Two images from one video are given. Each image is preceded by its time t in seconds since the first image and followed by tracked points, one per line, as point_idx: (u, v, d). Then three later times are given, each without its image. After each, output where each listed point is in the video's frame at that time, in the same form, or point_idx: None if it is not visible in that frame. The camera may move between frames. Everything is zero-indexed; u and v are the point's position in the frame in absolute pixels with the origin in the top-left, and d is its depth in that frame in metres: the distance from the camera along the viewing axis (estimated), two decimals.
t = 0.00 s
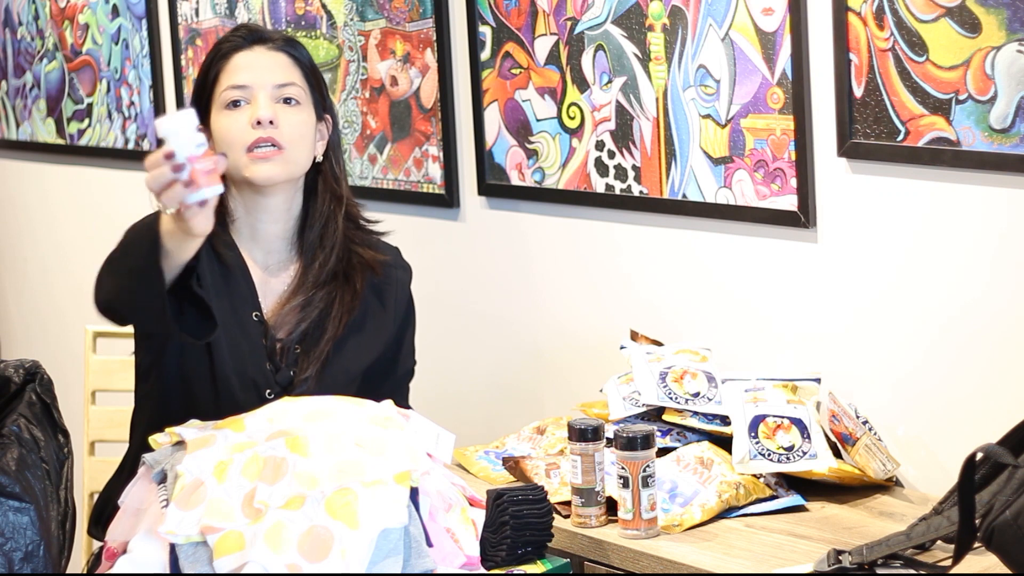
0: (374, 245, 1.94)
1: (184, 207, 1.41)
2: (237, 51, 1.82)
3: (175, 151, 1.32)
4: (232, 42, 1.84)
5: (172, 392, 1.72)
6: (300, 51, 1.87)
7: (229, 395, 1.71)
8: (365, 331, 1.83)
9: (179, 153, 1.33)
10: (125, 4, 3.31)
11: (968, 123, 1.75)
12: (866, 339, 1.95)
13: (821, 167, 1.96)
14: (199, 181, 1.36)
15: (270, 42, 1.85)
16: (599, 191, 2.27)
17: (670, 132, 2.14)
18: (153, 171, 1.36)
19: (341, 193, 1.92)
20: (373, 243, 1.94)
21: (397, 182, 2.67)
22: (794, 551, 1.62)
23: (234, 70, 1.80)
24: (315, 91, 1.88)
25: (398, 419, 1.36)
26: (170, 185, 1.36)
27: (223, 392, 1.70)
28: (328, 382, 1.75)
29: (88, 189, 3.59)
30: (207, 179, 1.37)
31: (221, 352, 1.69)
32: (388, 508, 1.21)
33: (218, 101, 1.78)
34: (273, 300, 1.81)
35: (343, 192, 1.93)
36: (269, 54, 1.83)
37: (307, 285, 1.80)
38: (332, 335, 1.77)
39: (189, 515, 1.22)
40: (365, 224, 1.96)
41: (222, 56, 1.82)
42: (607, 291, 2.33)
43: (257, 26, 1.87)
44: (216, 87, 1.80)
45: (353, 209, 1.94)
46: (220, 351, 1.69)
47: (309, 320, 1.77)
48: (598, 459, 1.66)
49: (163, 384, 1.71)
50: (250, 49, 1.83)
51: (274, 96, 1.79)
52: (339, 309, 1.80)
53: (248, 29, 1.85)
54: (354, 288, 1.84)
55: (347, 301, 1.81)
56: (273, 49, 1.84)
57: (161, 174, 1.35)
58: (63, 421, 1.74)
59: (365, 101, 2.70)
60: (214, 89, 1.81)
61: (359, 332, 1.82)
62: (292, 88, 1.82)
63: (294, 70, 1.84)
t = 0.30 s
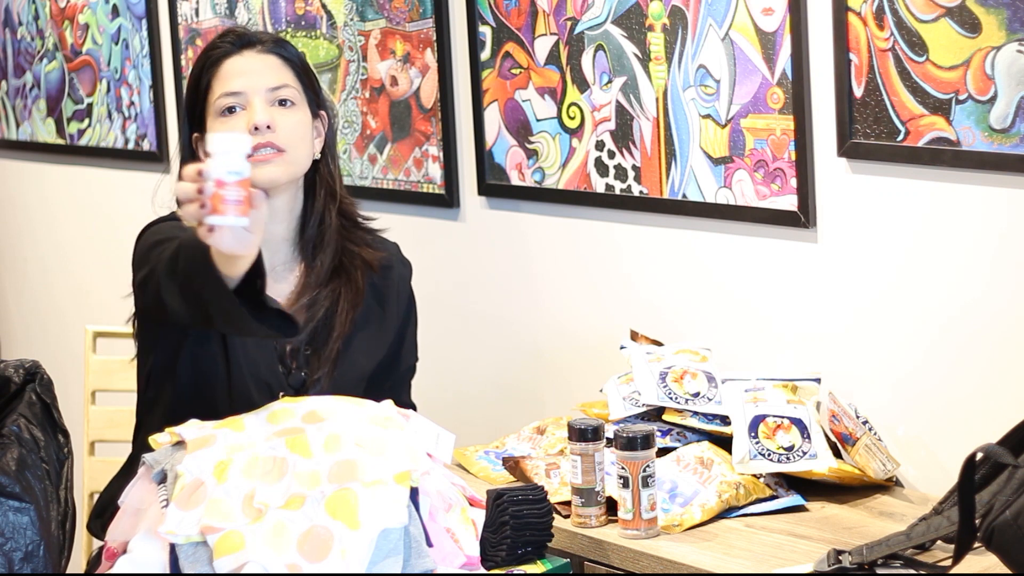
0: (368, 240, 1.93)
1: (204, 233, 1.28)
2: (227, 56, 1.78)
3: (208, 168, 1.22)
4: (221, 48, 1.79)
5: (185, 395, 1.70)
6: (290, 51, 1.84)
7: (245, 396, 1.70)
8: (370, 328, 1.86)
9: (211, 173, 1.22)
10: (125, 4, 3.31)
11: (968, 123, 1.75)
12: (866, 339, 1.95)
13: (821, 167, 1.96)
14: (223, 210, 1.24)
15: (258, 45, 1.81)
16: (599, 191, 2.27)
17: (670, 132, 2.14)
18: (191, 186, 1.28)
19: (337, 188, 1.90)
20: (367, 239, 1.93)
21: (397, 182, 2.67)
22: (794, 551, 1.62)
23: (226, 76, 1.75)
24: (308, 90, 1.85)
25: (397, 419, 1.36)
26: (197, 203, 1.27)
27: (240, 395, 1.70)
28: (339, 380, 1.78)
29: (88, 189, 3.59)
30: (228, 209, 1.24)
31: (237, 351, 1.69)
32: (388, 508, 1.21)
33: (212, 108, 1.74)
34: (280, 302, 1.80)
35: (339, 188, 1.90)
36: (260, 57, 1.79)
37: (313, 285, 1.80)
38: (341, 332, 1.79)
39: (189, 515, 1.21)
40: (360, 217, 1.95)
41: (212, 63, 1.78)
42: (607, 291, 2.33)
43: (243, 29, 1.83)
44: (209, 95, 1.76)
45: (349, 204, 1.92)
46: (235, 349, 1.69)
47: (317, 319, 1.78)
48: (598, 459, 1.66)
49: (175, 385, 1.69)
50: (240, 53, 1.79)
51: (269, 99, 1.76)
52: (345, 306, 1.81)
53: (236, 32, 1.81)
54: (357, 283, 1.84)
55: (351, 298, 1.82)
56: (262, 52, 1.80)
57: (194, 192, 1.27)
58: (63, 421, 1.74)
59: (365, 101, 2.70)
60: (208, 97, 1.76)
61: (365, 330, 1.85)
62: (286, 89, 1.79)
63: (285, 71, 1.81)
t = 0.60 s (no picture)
0: (379, 240, 1.93)
1: (227, 233, 1.23)
2: (234, 60, 1.74)
3: (235, 168, 1.18)
4: (228, 52, 1.75)
5: (195, 394, 1.65)
6: (296, 52, 1.79)
7: (256, 398, 1.65)
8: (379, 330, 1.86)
9: (237, 174, 1.19)
10: (125, 4, 3.31)
11: (968, 123, 1.75)
12: (866, 339, 1.95)
13: (821, 167, 1.96)
14: (250, 210, 1.21)
15: (265, 48, 1.77)
16: (599, 191, 2.27)
17: (670, 132, 2.14)
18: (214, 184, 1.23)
19: (347, 189, 1.90)
20: (378, 238, 1.93)
21: (397, 182, 2.67)
22: (794, 550, 1.62)
23: (234, 79, 1.71)
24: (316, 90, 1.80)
25: (397, 419, 1.36)
26: (223, 203, 1.22)
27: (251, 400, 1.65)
28: (350, 382, 1.78)
29: (88, 189, 3.59)
30: (255, 210, 1.21)
31: (248, 352, 1.63)
32: (388, 508, 1.21)
33: (220, 113, 1.69)
34: (291, 303, 1.81)
35: (349, 188, 1.90)
36: (267, 59, 1.75)
37: (322, 286, 1.81)
38: (352, 332, 1.79)
39: (189, 516, 1.21)
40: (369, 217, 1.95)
41: (219, 66, 1.74)
42: (607, 291, 2.32)
43: (248, 32, 1.79)
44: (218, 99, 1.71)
45: (357, 205, 1.92)
46: (247, 350, 1.63)
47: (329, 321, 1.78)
48: (598, 459, 1.67)
49: (185, 385, 1.64)
50: (247, 57, 1.74)
51: (278, 102, 1.71)
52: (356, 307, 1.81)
53: (241, 35, 1.77)
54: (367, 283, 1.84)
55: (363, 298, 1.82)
56: (270, 55, 1.76)
57: (219, 192, 1.21)
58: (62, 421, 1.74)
59: (365, 101, 2.70)
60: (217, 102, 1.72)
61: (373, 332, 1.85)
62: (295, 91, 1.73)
63: (294, 72, 1.76)
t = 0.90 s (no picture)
0: (384, 242, 1.93)
1: (244, 229, 1.24)
2: (240, 61, 1.72)
3: (253, 163, 1.21)
4: (234, 53, 1.73)
5: (200, 392, 1.64)
6: (300, 53, 1.79)
7: (262, 394, 1.65)
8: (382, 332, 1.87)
9: (255, 170, 1.21)
10: (125, 4, 3.31)
11: (968, 123, 1.75)
12: (866, 339, 1.95)
13: (821, 166, 1.96)
14: (268, 206, 1.22)
15: (270, 50, 1.76)
16: (599, 191, 2.27)
17: (670, 132, 2.14)
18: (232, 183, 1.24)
19: (351, 191, 1.90)
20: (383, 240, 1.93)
21: (397, 182, 2.67)
22: (794, 550, 1.62)
23: (239, 82, 1.70)
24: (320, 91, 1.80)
25: (397, 419, 1.36)
26: (241, 200, 1.23)
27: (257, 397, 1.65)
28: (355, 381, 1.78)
29: (88, 189, 3.59)
30: (273, 207, 1.21)
31: (253, 345, 1.64)
32: (388, 508, 1.21)
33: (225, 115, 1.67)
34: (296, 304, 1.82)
35: (353, 189, 1.90)
36: (273, 61, 1.74)
37: (327, 288, 1.82)
38: (357, 332, 1.79)
39: (189, 515, 1.21)
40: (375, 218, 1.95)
41: (224, 68, 1.73)
42: (607, 291, 2.32)
43: (253, 33, 1.77)
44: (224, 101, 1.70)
45: (362, 206, 1.92)
46: (252, 343, 1.64)
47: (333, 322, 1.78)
48: (598, 459, 1.67)
49: (189, 382, 1.64)
50: (253, 58, 1.73)
51: (283, 105, 1.70)
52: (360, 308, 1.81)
53: (247, 36, 1.76)
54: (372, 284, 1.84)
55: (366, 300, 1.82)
56: (275, 57, 1.75)
57: (235, 188, 1.23)
58: (62, 420, 1.74)
59: (365, 101, 2.70)
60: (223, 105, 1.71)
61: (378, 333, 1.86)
62: (300, 94, 1.72)
63: (299, 73, 1.76)
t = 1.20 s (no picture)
0: (383, 242, 1.93)
1: (245, 227, 1.24)
2: (238, 61, 1.73)
3: (253, 160, 1.22)
4: (233, 54, 1.73)
5: (200, 392, 1.65)
6: (299, 54, 1.79)
7: (262, 395, 1.65)
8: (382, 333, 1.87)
9: (255, 166, 1.22)
10: (125, 4, 3.31)
11: (968, 123, 1.75)
12: (866, 339, 1.95)
13: (821, 166, 1.96)
14: (269, 203, 1.22)
15: (269, 50, 1.76)
16: (599, 191, 2.27)
17: (670, 132, 2.14)
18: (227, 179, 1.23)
19: (350, 190, 1.89)
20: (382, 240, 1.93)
21: (397, 182, 2.67)
22: (794, 550, 1.62)
23: (238, 82, 1.70)
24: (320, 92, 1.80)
25: (397, 419, 1.36)
26: (242, 197, 1.22)
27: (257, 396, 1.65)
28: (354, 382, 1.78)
29: (88, 189, 3.59)
30: (275, 202, 1.22)
31: (253, 345, 1.64)
32: (388, 508, 1.21)
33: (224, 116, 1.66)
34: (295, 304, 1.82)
35: (352, 188, 1.90)
36: (272, 61, 1.74)
37: (325, 287, 1.81)
38: (356, 332, 1.80)
39: (189, 515, 1.21)
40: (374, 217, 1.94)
41: (224, 69, 1.73)
42: (607, 291, 2.32)
43: (252, 34, 1.77)
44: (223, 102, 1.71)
45: (361, 205, 1.91)
46: (252, 343, 1.64)
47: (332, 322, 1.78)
48: (598, 459, 1.67)
49: (189, 383, 1.64)
50: (252, 59, 1.73)
51: (282, 106, 1.68)
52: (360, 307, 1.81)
53: (246, 37, 1.76)
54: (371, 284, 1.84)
55: (366, 300, 1.82)
56: (274, 57, 1.75)
57: (237, 185, 1.22)
58: (61, 420, 1.74)
59: (365, 101, 2.70)
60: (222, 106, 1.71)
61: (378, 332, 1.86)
62: (299, 94, 1.70)
63: (298, 74, 1.76)
